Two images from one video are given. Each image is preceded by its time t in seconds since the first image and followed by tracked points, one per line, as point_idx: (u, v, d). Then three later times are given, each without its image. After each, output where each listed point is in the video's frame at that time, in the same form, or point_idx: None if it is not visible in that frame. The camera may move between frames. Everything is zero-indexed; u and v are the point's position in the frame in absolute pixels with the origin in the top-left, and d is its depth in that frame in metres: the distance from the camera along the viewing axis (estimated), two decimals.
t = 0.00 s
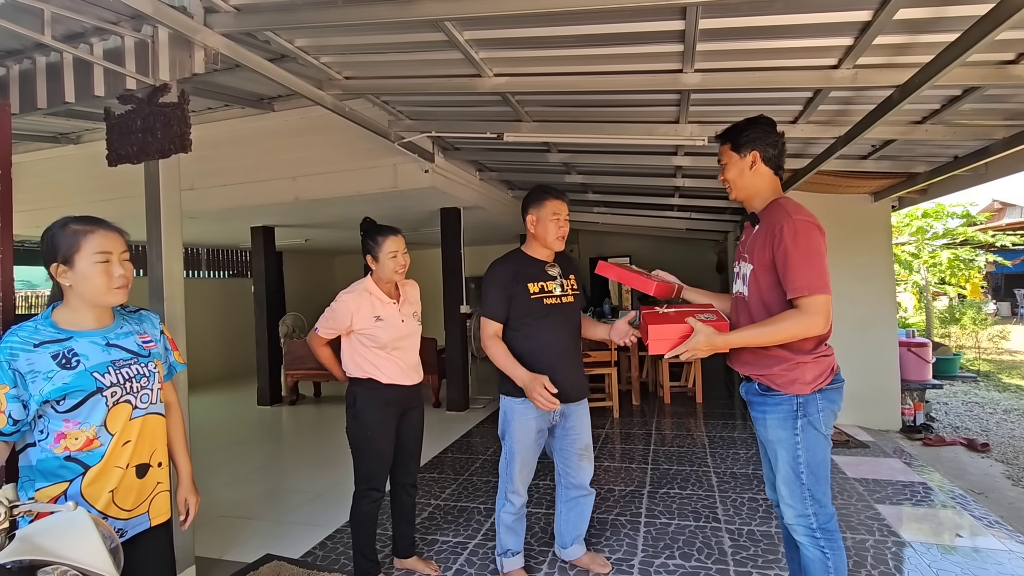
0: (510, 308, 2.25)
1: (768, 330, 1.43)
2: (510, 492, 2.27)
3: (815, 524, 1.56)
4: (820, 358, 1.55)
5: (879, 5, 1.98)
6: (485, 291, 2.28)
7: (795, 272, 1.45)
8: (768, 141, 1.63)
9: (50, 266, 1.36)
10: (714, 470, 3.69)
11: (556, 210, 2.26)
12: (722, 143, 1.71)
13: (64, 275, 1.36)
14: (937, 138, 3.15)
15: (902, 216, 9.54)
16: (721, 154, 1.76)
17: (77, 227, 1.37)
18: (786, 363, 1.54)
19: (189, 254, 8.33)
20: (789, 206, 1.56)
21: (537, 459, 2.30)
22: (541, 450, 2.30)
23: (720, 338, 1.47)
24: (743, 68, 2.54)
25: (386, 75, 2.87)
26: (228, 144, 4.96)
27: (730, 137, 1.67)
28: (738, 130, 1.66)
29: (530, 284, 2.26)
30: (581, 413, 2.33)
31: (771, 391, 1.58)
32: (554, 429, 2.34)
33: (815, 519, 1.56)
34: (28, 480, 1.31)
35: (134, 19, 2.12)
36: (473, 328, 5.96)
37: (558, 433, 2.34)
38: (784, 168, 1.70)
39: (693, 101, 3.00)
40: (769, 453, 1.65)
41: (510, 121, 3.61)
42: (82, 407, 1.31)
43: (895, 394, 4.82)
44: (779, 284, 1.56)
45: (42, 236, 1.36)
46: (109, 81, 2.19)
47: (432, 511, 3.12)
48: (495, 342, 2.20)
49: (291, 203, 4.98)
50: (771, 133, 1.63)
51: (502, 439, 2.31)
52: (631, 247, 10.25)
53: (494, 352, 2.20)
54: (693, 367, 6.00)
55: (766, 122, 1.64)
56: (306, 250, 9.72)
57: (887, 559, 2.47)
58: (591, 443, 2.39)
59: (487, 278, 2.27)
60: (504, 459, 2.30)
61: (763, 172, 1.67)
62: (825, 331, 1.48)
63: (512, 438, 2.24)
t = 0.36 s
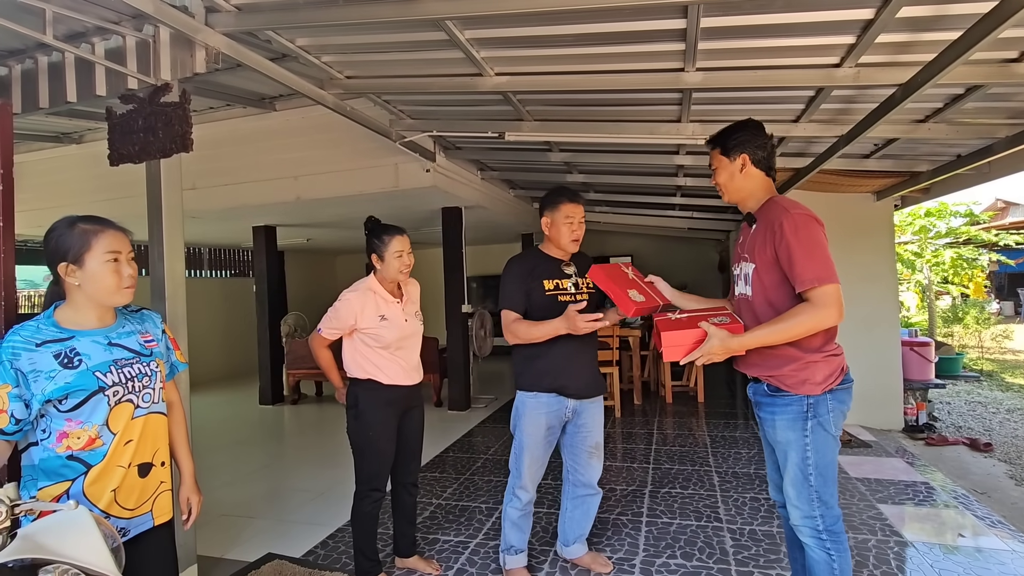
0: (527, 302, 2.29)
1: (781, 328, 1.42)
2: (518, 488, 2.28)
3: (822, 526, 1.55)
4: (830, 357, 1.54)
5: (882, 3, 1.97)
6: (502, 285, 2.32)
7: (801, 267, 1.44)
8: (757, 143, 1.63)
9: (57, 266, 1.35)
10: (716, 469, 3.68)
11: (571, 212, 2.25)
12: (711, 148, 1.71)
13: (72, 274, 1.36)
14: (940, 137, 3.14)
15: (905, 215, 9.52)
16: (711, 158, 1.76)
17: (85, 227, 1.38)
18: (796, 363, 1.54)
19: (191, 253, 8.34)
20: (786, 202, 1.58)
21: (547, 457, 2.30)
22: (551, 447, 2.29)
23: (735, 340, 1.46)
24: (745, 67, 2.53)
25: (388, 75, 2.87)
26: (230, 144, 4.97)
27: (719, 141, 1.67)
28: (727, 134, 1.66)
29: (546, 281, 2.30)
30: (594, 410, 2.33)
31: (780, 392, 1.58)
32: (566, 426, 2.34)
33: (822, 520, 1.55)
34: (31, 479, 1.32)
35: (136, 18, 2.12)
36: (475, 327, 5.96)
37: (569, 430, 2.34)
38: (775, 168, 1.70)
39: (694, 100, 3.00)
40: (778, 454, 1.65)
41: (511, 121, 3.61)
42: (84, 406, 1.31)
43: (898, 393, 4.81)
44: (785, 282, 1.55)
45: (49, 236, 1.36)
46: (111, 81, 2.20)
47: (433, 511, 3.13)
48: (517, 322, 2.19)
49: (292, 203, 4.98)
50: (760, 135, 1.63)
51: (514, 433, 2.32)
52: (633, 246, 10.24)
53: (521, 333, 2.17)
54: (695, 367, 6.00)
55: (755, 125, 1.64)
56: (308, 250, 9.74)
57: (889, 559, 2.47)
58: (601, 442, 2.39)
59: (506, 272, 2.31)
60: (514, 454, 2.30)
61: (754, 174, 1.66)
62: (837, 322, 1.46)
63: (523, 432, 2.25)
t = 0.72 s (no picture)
0: (540, 298, 2.29)
1: (791, 318, 1.42)
2: (527, 482, 2.29)
3: (832, 524, 1.55)
4: (845, 354, 1.55)
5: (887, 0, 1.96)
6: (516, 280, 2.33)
7: (804, 261, 1.44)
8: (738, 150, 1.64)
9: (67, 266, 1.36)
10: (720, 467, 3.68)
11: (581, 211, 2.25)
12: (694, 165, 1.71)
13: (81, 273, 1.37)
14: (947, 134, 3.12)
15: (910, 212, 9.49)
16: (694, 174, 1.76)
17: (95, 226, 1.39)
18: (812, 360, 1.54)
19: (196, 252, 8.38)
20: (781, 201, 1.58)
21: (558, 452, 2.30)
22: (561, 442, 2.29)
23: (744, 335, 1.48)
24: (750, 64, 2.53)
25: (392, 73, 2.87)
26: (235, 143, 4.98)
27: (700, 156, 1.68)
28: (706, 148, 1.67)
29: (557, 279, 2.31)
30: (603, 406, 2.33)
31: (795, 390, 1.58)
32: (575, 420, 2.34)
33: (832, 519, 1.55)
34: (42, 475, 1.33)
35: (142, 18, 2.13)
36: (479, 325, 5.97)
37: (577, 425, 2.35)
38: (761, 169, 1.70)
39: (699, 98, 2.99)
40: (790, 452, 1.65)
41: (515, 119, 3.61)
42: (93, 403, 1.32)
43: (903, 391, 4.79)
44: (790, 277, 1.55)
45: (58, 235, 1.37)
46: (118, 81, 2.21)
47: (438, 508, 3.14)
48: (535, 313, 2.21)
49: (297, 201, 4.99)
50: (740, 142, 1.63)
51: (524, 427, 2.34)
52: (637, 244, 10.24)
53: (539, 325, 2.19)
54: (699, 365, 5.99)
55: (733, 135, 1.64)
56: (312, 248, 9.76)
57: (893, 557, 2.47)
58: (608, 438, 2.39)
59: (520, 268, 2.33)
60: (524, 447, 2.32)
61: (742, 179, 1.66)
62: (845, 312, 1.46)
63: (533, 426, 2.26)
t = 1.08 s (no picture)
0: (543, 293, 2.29)
1: (797, 315, 1.41)
2: (533, 478, 2.30)
3: (839, 521, 1.55)
4: (851, 350, 1.53)
5: None
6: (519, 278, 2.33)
7: (814, 256, 1.44)
8: (756, 143, 1.63)
9: (77, 263, 1.37)
10: (726, 464, 3.68)
11: (580, 205, 2.25)
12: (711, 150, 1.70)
13: (92, 271, 1.38)
14: (956, 129, 3.10)
15: (918, 209, 9.44)
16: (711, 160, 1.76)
17: (104, 224, 1.40)
18: (818, 357, 1.53)
19: (203, 250, 8.42)
20: (793, 196, 1.58)
21: (563, 449, 2.30)
22: (567, 439, 2.30)
23: (750, 329, 1.46)
24: (756, 60, 2.51)
25: (397, 71, 2.87)
26: (241, 141, 5.00)
27: (718, 143, 1.67)
28: (725, 136, 1.66)
29: (559, 275, 2.30)
30: (609, 403, 2.33)
31: (800, 387, 1.57)
32: (580, 418, 2.34)
33: (839, 516, 1.55)
34: (53, 471, 1.34)
35: (149, 17, 2.14)
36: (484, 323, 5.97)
37: (583, 422, 2.34)
38: (777, 167, 1.69)
39: (705, 94, 2.98)
40: (796, 449, 1.65)
41: (520, 116, 3.61)
42: (105, 399, 1.33)
43: (911, 389, 4.76)
44: (799, 273, 1.54)
45: (68, 234, 1.38)
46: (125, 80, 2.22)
47: (444, 505, 3.15)
48: (539, 309, 2.22)
49: (303, 199, 5.01)
50: (759, 134, 1.63)
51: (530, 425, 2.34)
52: (642, 242, 10.22)
53: (544, 320, 2.19)
54: (705, 362, 5.97)
55: (754, 125, 1.64)
56: (318, 246, 9.80)
57: (902, 555, 2.46)
58: (615, 435, 2.38)
59: (524, 264, 2.33)
60: (530, 444, 2.33)
61: (756, 172, 1.66)
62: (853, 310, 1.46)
63: (538, 424, 2.27)
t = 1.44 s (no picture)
0: (537, 295, 2.30)
1: (804, 313, 1.41)
2: (536, 477, 2.30)
3: (839, 520, 1.54)
4: (849, 350, 1.52)
5: None
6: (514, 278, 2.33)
7: (827, 255, 1.42)
8: (773, 138, 1.61)
9: (87, 262, 1.38)
10: (732, 463, 3.67)
11: (578, 201, 2.25)
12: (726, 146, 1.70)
13: (102, 269, 1.38)
14: (966, 126, 3.07)
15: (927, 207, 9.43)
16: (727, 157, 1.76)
17: (114, 223, 1.41)
18: (815, 355, 1.52)
19: (210, 249, 8.46)
20: (813, 192, 1.56)
21: (566, 448, 2.30)
22: (570, 438, 2.30)
23: (753, 323, 1.46)
24: (763, 56, 2.50)
25: (403, 69, 2.87)
26: (248, 140, 5.02)
27: (734, 139, 1.66)
28: (741, 132, 1.65)
29: (557, 274, 2.31)
30: (609, 401, 2.34)
31: (797, 384, 1.57)
32: (581, 416, 2.34)
33: (838, 514, 1.54)
34: (64, 467, 1.35)
35: (156, 17, 2.15)
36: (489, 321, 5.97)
37: (584, 420, 2.35)
38: (796, 158, 1.67)
39: (711, 91, 2.97)
40: (794, 447, 1.64)
41: (526, 114, 3.60)
42: (114, 396, 1.34)
43: (919, 388, 4.73)
44: (810, 272, 1.53)
45: (78, 234, 1.39)
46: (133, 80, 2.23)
47: (449, 502, 3.16)
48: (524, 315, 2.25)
49: (309, 198, 5.02)
50: (776, 129, 1.61)
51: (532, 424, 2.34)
52: (648, 240, 10.20)
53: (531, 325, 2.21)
54: (711, 361, 5.95)
55: (772, 120, 1.62)
56: (323, 245, 9.83)
57: (909, 555, 2.44)
58: (616, 432, 2.39)
59: (519, 264, 2.33)
60: (534, 444, 2.32)
61: (773, 167, 1.64)
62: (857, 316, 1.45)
63: (541, 424, 2.27)
